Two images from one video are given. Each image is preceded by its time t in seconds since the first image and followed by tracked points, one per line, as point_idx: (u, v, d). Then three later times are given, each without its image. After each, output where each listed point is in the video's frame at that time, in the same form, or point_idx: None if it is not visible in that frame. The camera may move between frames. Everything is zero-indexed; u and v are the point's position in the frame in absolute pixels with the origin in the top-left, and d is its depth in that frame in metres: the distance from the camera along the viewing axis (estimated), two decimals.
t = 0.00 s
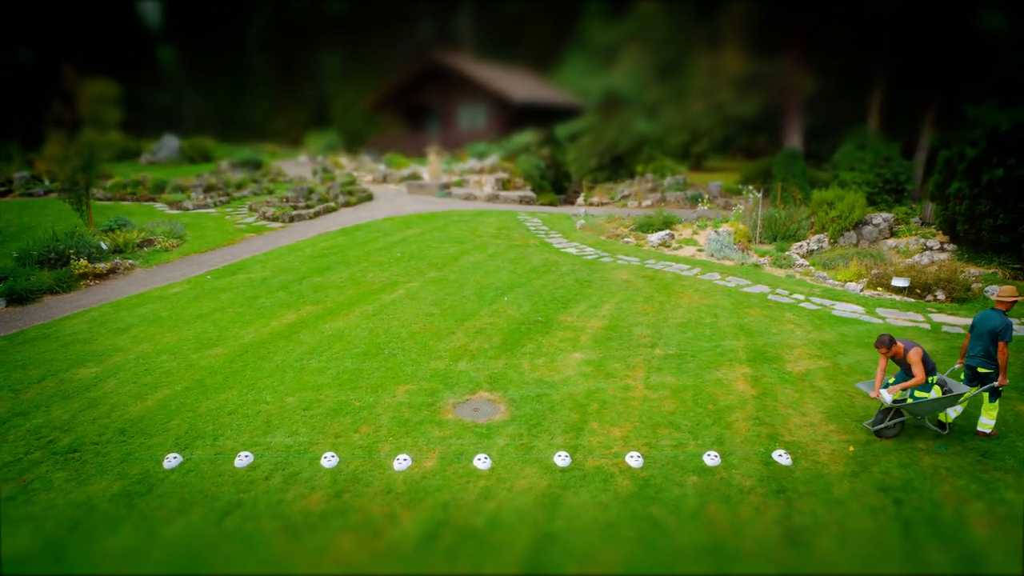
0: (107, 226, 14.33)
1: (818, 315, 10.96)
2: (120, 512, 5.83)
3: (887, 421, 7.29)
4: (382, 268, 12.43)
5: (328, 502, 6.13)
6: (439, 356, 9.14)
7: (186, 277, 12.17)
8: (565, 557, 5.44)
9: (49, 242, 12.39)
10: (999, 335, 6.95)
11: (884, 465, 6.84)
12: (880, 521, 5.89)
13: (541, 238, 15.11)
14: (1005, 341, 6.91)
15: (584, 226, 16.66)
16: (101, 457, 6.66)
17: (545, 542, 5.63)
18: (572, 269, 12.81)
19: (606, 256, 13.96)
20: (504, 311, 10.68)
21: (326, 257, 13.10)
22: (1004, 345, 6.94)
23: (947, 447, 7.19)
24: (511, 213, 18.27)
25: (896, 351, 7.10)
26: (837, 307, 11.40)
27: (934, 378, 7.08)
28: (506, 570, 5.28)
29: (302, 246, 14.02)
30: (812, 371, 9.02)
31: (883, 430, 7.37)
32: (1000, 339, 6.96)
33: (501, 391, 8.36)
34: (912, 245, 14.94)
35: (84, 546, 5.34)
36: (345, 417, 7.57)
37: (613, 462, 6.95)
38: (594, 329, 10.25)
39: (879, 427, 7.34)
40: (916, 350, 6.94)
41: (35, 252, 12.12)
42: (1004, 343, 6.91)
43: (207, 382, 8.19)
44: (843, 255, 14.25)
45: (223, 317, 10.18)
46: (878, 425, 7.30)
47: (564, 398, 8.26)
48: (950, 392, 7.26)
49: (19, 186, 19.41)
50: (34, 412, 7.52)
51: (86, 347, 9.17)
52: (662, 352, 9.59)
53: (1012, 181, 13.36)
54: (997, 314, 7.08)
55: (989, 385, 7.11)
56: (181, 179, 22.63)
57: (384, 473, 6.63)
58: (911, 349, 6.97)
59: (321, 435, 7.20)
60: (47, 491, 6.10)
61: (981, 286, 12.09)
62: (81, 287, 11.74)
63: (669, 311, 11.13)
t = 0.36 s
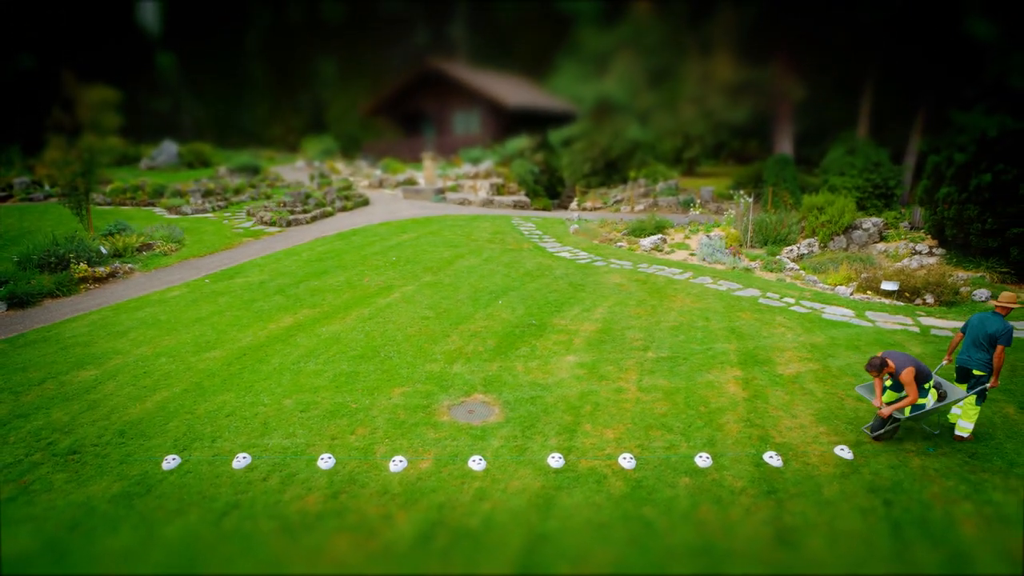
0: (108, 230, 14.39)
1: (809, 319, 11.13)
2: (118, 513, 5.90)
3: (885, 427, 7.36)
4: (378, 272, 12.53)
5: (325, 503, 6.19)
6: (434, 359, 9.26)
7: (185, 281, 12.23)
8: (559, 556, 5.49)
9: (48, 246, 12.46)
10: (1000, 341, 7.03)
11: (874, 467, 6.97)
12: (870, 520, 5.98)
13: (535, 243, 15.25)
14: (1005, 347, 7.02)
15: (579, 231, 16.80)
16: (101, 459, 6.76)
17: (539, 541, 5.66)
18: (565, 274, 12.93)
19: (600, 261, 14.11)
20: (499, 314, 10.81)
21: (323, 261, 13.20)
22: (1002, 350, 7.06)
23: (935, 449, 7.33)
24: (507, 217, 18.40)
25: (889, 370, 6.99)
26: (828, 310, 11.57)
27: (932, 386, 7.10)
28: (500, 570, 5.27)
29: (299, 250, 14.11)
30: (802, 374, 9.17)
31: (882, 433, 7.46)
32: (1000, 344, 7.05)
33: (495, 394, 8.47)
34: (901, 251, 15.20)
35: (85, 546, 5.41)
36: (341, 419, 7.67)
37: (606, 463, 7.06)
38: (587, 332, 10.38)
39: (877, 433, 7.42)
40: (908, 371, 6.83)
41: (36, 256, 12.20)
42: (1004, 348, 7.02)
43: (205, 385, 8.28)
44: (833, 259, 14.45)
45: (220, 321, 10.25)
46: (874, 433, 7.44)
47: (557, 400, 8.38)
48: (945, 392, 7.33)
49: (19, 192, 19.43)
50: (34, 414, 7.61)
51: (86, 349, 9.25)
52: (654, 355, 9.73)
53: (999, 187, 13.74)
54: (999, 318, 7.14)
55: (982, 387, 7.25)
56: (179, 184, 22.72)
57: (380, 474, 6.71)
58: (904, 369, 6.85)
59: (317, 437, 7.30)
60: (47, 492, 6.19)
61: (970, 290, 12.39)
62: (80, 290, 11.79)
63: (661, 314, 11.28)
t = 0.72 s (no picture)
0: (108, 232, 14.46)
1: (805, 320, 11.20)
2: (118, 513, 5.92)
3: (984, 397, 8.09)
4: (377, 274, 12.59)
5: (324, 503, 6.22)
6: (432, 360, 9.31)
7: (185, 282, 12.27)
8: (557, 556, 5.53)
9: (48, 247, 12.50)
10: None
11: (871, 467, 7.04)
12: (866, 520, 6.04)
13: (533, 245, 15.30)
14: None
15: (576, 232, 16.87)
16: (101, 460, 6.79)
17: (537, 541, 5.71)
18: (563, 275, 13.00)
19: (597, 262, 14.18)
20: (497, 316, 10.87)
21: (321, 263, 13.24)
22: None
23: (931, 450, 7.38)
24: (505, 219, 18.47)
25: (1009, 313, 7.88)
26: (824, 312, 11.65)
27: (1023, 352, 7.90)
28: (498, 570, 5.30)
29: (298, 251, 14.18)
30: (799, 375, 9.23)
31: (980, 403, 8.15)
32: None
33: (493, 395, 8.51)
34: (897, 251, 15.30)
35: (85, 546, 5.44)
36: (340, 420, 7.71)
37: (604, 464, 7.11)
38: (585, 334, 10.43)
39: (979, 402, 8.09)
40: None
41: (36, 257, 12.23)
42: None
43: (204, 386, 8.32)
44: (830, 261, 14.52)
45: (219, 323, 10.27)
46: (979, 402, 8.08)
47: (555, 402, 8.43)
48: None
49: (20, 193, 19.42)
50: (35, 415, 7.64)
51: (86, 351, 9.28)
52: (651, 356, 9.79)
53: (995, 189, 13.51)
54: None
55: None
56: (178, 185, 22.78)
57: (379, 475, 6.75)
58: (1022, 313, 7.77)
59: (316, 438, 7.34)
60: (48, 492, 6.22)
61: (965, 291, 12.36)
62: (80, 292, 11.83)
63: (658, 315, 11.35)
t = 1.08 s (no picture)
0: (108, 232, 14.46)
1: (805, 320, 11.20)
2: (117, 513, 5.92)
3: None
4: (377, 274, 12.59)
5: (324, 503, 6.22)
6: (432, 360, 9.31)
7: (185, 283, 12.27)
8: (557, 556, 5.52)
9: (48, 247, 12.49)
10: None
11: (870, 467, 7.04)
12: (866, 520, 6.04)
13: (533, 245, 15.30)
14: None
15: (575, 232, 16.86)
16: (101, 460, 6.79)
17: (537, 541, 5.72)
18: (563, 275, 12.99)
19: (597, 262, 14.18)
20: (497, 316, 10.87)
21: (321, 263, 13.24)
22: None
23: (931, 449, 7.38)
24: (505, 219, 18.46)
25: None
26: (824, 312, 11.64)
27: None
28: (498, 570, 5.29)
29: (299, 251, 14.19)
30: (799, 375, 9.24)
31: None
32: None
33: (493, 395, 8.51)
34: (897, 251, 15.29)
35: (85, 546, 5.44)
36: (340, 419, 7.72)
37: (603, 464, 7.12)
38: (585, 334, 10.43)
39: None
40: None
41: (36, 257, 12.22)
42: None
43: (204, 386, 8.32)
44: (830, 262, 14.51)
45: (219, 323, 10.26)
46: None
47: (554, 402, 8.42)
48: None
49: (20, 193, 19.40)
50: (35, 415, 7.63)
51: (86, 351, 9.28)
52: (651, 356, 9.79)
53: (995, 189, 13.53)
54: None
55: None
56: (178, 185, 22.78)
57: (379, 475, 6.75)
58: None
59: (316, 437, 7.35)
60: (47, 492, 6.22)
61: (966, 291, 12.38)
62: (80, 292, 11.82)
63: (658, 316, 11.34)
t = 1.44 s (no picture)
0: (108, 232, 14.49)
1: (805, 320, 11.21)
2: (117, 513, 5.92)
3: None
4: (377, 273, 12.59)
5: (324, 503, 6.22)
6: (432, 360, 9.32)
7: (185, 282, 12.26)
8: (557, 556, 5.52)
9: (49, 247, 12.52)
10: None
11: (870, 467, 7.04)
12: (866, 521, 6.03)
13: (533, 244, 15.27)
14: None
15: (575, 232, 16.82)
16: (101, 460, 6.79)
17: (536, 540, 5.72)
18: (563, 275, 13.00)
19: (597, 262, 14.18)
20: (497, 315, 10.88)
21: (321, 263, 13.25)
22: None
23: (931, 449, 7.39)
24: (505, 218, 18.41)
25: None
26: (824, 312, 11.64)
27: None
28: (497, 569, 5.28)
29: (299, 251, 14.18)
30: (799, 375, 9.24)
31: None
32: None
33: (493, 395, 8.51)
34: (897, 251, 14.76)
35: (84, 545, 5.44)
36: (340, 420, 7.73)
37: (603, 464, 7.12)
38: (584, 333, 10.44)
39: None
40: None
41: (37, 256, 12.24)
42: None
43: (203, 386, 8.33)
44: (830, 261, 14.50)
45: (219, 322, 10.26)
46: None
47: (554, 401, 8.43)
48: None
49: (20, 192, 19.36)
50: (35, 414, 7.64)
51: (86, 350, 9.28)
52: (651, 356, 9.79)
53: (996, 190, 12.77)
54: None
55: None
56: (178, 185, 22.77)
57: (378, 474, 6.75)
58: None
59: (316, 437, 7.35)
60: (47, 492, 6.22)
61: (965, 291, 12.33)
62: (80, 291, 11.82)
63: (658, 315, 11.34)
